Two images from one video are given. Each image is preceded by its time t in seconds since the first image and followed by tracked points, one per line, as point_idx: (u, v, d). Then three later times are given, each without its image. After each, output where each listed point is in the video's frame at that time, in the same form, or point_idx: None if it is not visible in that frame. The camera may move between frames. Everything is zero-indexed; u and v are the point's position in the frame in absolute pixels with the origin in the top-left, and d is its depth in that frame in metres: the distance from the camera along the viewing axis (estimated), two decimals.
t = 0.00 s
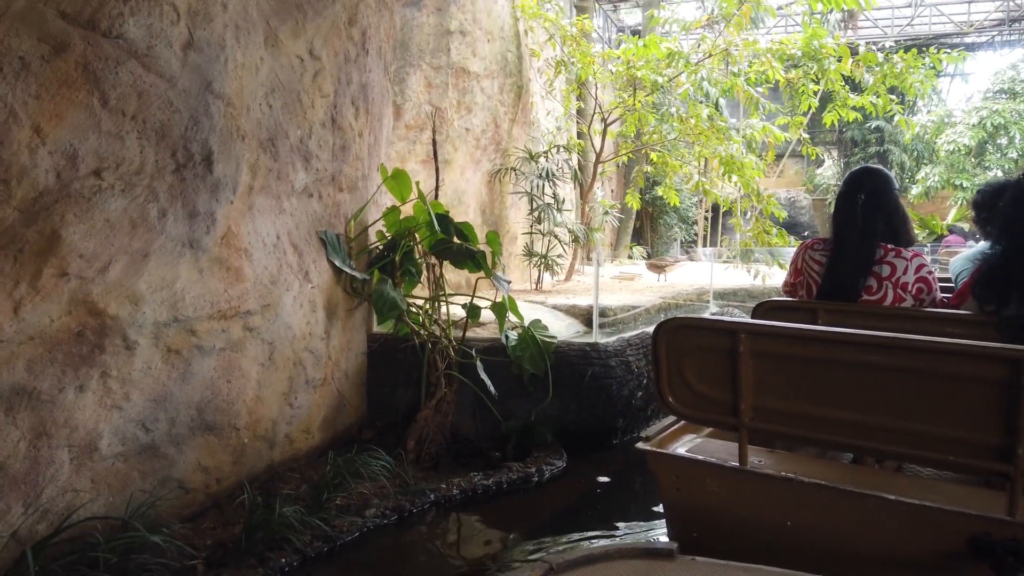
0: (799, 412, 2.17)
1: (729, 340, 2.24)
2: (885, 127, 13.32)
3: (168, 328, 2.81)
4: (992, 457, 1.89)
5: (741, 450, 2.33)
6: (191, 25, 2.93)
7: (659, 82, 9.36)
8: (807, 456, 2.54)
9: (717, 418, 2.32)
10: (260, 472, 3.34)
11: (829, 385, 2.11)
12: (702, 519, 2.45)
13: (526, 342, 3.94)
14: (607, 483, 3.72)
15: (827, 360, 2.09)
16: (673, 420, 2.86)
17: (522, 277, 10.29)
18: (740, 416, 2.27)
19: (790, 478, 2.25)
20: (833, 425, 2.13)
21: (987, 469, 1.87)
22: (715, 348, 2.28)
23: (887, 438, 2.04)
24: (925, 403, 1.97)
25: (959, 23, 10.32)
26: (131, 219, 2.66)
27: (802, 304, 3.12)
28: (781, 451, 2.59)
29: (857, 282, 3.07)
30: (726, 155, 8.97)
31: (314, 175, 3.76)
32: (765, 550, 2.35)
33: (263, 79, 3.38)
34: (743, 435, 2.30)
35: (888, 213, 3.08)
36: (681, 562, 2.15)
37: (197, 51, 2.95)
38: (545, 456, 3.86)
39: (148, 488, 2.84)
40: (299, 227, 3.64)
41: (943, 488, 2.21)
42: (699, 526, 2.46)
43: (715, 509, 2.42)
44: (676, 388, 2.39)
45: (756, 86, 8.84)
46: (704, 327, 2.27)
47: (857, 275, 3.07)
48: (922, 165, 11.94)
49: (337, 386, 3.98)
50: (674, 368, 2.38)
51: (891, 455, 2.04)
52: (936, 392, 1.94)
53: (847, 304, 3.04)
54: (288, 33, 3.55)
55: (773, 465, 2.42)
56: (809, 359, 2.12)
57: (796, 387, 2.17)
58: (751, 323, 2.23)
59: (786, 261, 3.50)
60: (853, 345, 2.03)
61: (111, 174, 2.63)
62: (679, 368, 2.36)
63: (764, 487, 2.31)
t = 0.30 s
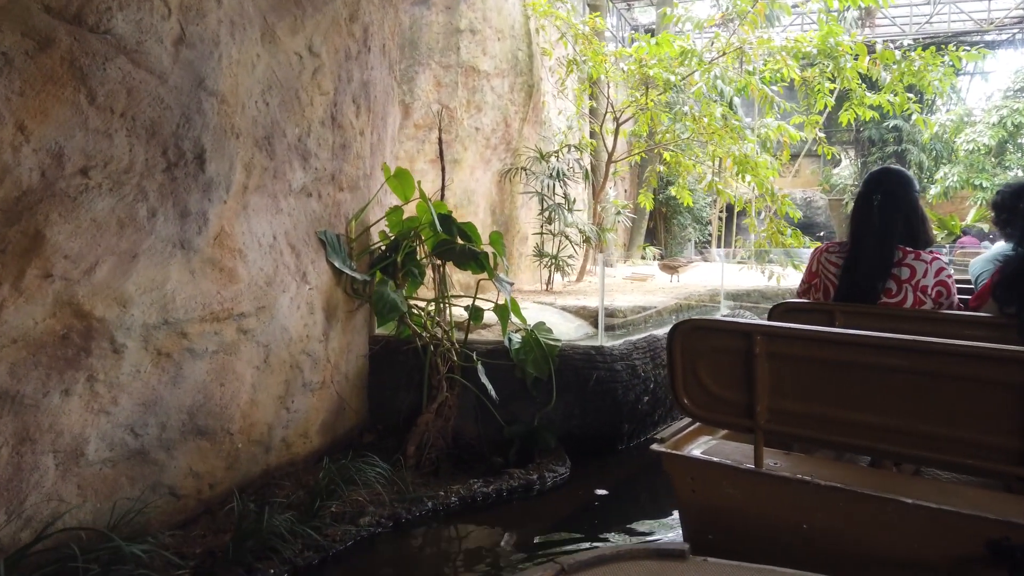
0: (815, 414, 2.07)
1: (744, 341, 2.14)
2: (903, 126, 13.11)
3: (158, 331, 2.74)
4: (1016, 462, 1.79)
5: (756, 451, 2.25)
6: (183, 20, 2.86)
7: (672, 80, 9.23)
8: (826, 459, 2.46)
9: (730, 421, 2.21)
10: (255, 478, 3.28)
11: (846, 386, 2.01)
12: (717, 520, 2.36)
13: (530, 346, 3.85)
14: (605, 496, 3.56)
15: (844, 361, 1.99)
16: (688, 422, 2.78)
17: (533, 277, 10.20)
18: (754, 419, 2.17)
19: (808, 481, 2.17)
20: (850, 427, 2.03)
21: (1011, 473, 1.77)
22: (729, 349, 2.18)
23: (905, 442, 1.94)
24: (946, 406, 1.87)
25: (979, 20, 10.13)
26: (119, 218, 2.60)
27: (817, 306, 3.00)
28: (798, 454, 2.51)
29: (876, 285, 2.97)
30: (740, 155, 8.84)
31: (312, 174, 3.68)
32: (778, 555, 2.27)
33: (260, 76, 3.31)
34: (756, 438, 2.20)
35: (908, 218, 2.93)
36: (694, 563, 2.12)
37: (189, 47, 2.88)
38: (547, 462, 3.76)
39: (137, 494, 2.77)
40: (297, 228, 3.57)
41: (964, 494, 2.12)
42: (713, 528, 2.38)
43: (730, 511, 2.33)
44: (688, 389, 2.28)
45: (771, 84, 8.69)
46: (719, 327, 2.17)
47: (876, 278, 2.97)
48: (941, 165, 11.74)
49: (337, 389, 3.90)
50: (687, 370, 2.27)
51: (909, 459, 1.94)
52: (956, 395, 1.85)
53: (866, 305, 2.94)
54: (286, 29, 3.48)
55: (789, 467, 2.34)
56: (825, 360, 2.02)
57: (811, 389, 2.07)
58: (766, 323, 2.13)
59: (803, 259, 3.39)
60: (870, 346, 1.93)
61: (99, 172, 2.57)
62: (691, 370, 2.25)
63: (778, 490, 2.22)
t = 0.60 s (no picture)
0: (831, 416, 2.02)
1: (760, 342, 2.10)
2: (922, 125, 12.91)
3: (147, 329, 2.67)
4: None
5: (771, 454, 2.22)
6: (175, 11, 2.79)
7: (685, 77, 9.10)
8: (848, 464, 2.41)
9: (745, 422, 2.17)
10: (249, 479, 3.21)
11: (863, 389, 1.96)
12: (732, 522, 2.34)
13: (533, 347, 3.77)
14: (602, 505, 3.43)
15: (860, 363, 1.95)
16: (704, 424, 2.78)
17: (543, 276, 10.10)
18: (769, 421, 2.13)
19: (824, 484, 2.13)
20: (868, 430, 1.97)
21: None
22: (745, 350, 2.14)
23: (923, 445, 1.89)
24: (964, 409, 1.81)
25: (1000, 17, 9.93)
26: (106, 214, 2.54)
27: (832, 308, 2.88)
28: (816, 458, 2.46)
29: (891, 287, 2.87)
30: (754, 153, 8.70)
31: (311, 169, 3.61)
32: (793, 557, 2.24)
33: (256, 70, 3.24)
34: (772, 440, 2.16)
35: (922, 218, 2.83)
36: (704, 561, 2.09)
37: (181, 38, 2.81)
38: (549, 466, 3.66)
39: (125, 496, 2.71)
40: (295, 225, 3.49)
41: (985, 502, 2.05)
42: (727, 530, 2.36)
43: (745, 512, 2.31)
44: (703, 389, 2.25)
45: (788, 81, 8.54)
46: (736, 328, 2.13)
47: (891, 279, 2.87)
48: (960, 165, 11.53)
49: (335, 390, 3.83)
50: (702, 370, 2.24)
51: (927, 463, 1.89)
52: (976, 398, 1.79)
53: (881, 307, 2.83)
54: (284, 22, 3.41)
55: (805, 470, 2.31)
56: (841, 361, 1.97)
57: (828, 390, 2.02)
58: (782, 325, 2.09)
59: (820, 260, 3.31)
60: (885, 348, 1.88)
61: (85, 167, 2.51)
62: (707, 370, 2.22)
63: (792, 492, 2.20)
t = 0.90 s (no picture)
0: (841, 419, 2.10)
1: (774, 345, 2.18)
2: (941, 124, 12.69)
3: (131, 329, 2.60)
4: None
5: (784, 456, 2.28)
6: (162, 3, 2.72)
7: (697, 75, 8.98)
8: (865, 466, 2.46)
9: (759, 424, 2.25)
10: (239, 483, 3.14)
11: (873, 392, 2.03)
12: (746, 524, 2.40)
13: (533, 348, 3.66)
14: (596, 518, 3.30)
15: (869, 366, 2.02)
16: (717, 426, 2.81)
17: (552, 276, 10.01)
18: (783, 423, 2.20)
19: (837, 486, 2.19)
20: (878, 433, 2.04)
21: None
22: (759, 353, 2.22)
23: (931, 447, 1.96)
24: (965, 411, 1.89)
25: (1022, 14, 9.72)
26: (88, 211, 2.48)
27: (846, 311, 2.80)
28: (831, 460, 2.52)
29: (904, 288, 2.77)
30: (767, 152, 8.55)
31: (306, 166, 3.53)
32: (804, 559, 2.30)
33: (249, 64, 3.16)
34: (785, 442, 2.23)
35: (936, 219, 2.75)
36: (710, 561, 2.16)
37: (169, 31, 2.74)
38: (548, 472, 3.56)
39: (109, 501, 2.64)
40: (288, 223, 3.42)
41: (1000, 506, 2.10)
42: (738, 532, 2.43)
43: (758, 514, 2.36)
44: (720, 392, 2.33)
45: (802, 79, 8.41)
46: (751, 332, 2.21)
47: (905, 280, 2.78)
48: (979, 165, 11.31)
49: (331, 391, 3.76)
50: (719, 372, 2.33)
51: (934, 465, 1.95)
52: (981, 400, 1.85)
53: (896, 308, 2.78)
54: (278, 15, 3.33)
55: (819, 472, 2.37)
56: (851, 365, 2.05)
57: (839, 394, 2.09)
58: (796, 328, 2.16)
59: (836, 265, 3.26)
60: (892, 351, 1.96)
61: (67, 162, 2.45)
62: (724, 373, 2.30)
63: (805, 495, 2.25)
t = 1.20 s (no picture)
0: (849, 420, 1.99)
1: (781, 345, 2.07)
2: (959, 123, 12.50)
3: (111, 332, 2.53)
4: None
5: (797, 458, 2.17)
6: None
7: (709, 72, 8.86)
8: (878, 470, 2.36)
9: (767, 426, 2.14)
10: (227, 489, 3.07)
11: (882, 392, 1.93)
12: (755, 527, 2.30)
13: (532, 351, 3.55)
14: (585, 532, 3.12)
15: (876, 366, 1.92)
16: (730, 426, 2.72)
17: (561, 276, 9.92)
18: (792, 424, 2.09)
19: (847, 490, 2.08)
20: (887, 434, 1.94)
21: None
22: (770, 353, 2.11)
23: (942, 449, 1.86)
24: (989, 415, 1.76)
25: None
26: (65, 209, 2.41)
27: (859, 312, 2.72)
28: (843, 463, 2.41)
29: (920, 288, 2.71)
30: (780, 150, 8.41)
31: (298, 165, 3.46)
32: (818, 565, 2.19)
33: (238, 59, 3.08)
34: (795, 444, 2.12)
35: (952, 217, 2.69)
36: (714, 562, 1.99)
37: (152, 25, 2.66)
38: (545, 480, 3.46)
39: (88, 508, 2.57)
40: (279, 223, 3.34)
41: None
42: (748, 534, 2.33)
43: (769, 516, 2.25)
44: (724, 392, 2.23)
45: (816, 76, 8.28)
46: (762, 331, 2.09)
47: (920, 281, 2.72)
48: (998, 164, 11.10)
49: (324, 394, 3.68)
50: (728, 373, 2.21)
51: (946, 467, 1.85)
52: (990, 401, 1.76)
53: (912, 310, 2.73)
54: (269, 9, 3.25)
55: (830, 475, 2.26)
56: (859, 364, 1.95)
57: (847, 394, 1.99)
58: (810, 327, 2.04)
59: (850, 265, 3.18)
60: (899, 350, 1.86)
61: (44, 159, 2.38)
62: (733, 373, 2.19)
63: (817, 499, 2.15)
